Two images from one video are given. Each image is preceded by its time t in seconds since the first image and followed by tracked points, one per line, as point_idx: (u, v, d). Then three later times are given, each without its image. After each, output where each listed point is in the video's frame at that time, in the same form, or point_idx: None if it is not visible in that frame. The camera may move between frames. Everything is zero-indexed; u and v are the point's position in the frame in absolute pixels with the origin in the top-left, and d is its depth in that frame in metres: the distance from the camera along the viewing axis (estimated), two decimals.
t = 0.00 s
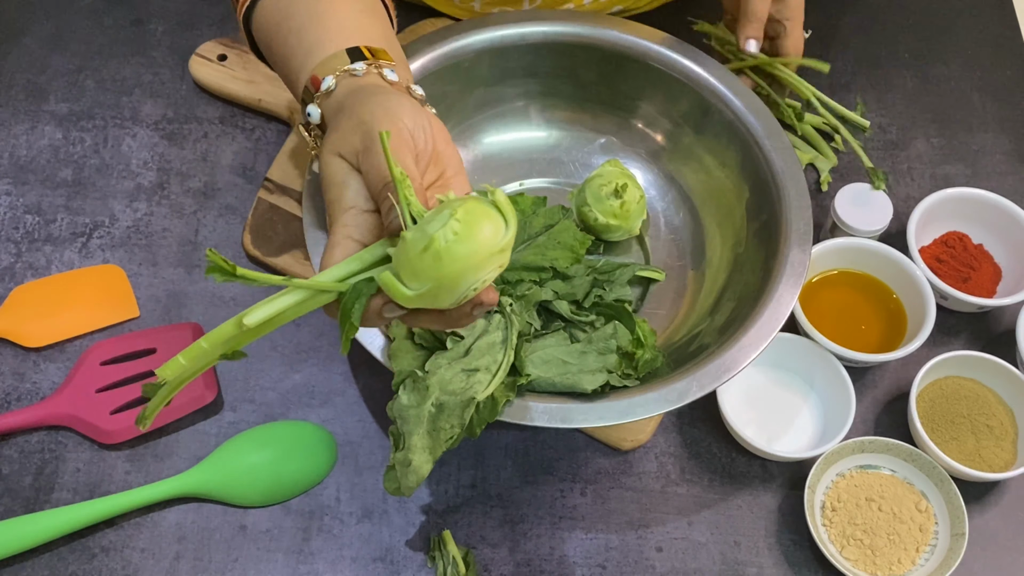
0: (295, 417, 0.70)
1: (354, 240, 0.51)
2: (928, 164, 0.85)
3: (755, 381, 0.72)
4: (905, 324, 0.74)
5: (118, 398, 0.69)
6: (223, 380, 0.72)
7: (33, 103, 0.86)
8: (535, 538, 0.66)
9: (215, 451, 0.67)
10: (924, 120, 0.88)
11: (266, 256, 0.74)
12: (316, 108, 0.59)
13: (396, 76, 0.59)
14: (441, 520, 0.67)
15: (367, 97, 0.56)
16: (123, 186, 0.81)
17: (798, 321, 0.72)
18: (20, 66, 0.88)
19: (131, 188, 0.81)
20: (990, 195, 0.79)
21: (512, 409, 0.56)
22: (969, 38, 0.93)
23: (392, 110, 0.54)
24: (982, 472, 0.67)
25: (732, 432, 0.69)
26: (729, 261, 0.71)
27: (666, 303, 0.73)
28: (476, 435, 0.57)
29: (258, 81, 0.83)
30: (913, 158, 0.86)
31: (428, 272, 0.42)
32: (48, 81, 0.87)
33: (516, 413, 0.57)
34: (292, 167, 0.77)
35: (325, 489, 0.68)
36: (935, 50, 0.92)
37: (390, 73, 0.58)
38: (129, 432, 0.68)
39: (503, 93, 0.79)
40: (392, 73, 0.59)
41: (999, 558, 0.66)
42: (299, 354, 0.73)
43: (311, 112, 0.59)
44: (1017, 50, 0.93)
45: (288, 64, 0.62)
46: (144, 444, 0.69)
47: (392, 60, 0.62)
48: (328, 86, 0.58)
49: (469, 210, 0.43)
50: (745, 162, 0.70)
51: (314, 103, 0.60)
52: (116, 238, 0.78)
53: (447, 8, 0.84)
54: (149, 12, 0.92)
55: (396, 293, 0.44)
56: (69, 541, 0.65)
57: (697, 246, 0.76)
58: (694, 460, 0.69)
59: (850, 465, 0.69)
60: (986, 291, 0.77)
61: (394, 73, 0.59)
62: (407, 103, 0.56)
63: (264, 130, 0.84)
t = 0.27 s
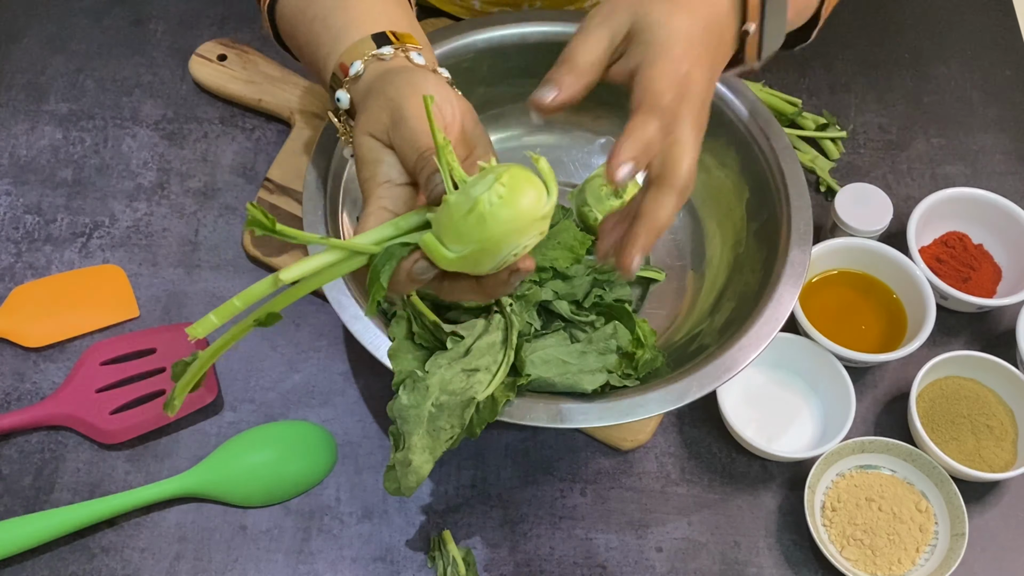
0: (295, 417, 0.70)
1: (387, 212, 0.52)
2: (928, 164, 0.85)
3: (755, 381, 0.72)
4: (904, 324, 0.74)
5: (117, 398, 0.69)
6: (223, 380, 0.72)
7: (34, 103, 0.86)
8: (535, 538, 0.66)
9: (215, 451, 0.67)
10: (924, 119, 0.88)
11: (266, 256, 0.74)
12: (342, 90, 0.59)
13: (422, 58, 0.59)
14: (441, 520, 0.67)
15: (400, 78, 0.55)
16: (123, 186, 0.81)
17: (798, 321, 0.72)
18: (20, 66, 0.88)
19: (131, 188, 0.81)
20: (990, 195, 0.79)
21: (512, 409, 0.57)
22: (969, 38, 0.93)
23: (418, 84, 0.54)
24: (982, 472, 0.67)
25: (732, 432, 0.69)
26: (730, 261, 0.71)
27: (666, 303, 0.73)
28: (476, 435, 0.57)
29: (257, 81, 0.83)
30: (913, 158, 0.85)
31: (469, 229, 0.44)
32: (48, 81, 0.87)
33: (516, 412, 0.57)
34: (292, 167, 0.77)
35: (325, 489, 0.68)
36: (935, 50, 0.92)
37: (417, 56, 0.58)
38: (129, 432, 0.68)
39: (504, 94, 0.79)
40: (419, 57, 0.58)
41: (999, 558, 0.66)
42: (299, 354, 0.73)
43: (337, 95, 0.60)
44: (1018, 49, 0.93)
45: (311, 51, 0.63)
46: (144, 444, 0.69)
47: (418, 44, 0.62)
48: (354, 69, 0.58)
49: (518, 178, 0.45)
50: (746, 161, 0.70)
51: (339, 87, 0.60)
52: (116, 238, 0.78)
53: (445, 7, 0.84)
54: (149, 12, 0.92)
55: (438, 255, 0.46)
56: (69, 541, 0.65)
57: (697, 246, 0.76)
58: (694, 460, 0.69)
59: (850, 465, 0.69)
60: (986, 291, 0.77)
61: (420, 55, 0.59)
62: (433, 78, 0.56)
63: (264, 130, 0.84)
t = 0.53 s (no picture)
0: (295, 417, 0.70)
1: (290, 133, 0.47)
2: (928, 164, 0.85)
3: (757, 381, 0.72)
4: (905, 324, 0.74)
5: (118, 398, 0.69)
6: (223, 380, 0.72)
7: (33, 103, 0.85)
8: (535, 538, 0.66)
9: (215, 451, 0.67)
10: (925, 119, 0.88)
11: (266, 256, 0.75)
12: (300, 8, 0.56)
13: None
14: (441, 520, 0.67)
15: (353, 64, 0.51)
16: (123, 186, 0.81)
17: (798, 321, 0.72)
18: (20, 66, 0.88)
19: (131, 188, 0.81)
20: (990, 195, 0.79)
21: (512, 410, 0.56)
22: (969, 37, 0.93)
23: None
24: (983, 472, 0.67)
25: (732, 432, 0.69)
26: (730, 260, 0.71)
27: (666, 304, 0.73)
28: (476, 435, 0.57)
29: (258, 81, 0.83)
30: (913, 158, 0.85)
31: (479, 336, 0.46)
32: (47, 81, 0.87)
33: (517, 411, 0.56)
34: (292, 168, 0.77)
35: (325, 489, 0.68)
36: (935, 49, 0.92)
37: None
38: (129, 432, 0.68)
39: (504, 93, 0.79)
40: None
41: (1000, 558, 0.66)
42: (298, 354, 0.73)
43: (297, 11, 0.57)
44: (1018, 49, 0.93)
45: None
46: (144, 444, 0.69)
47: None
48: (301, 38, 0.52)
49: (541, 297, 0.47)
50: (746, 161, 0.70)
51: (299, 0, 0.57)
52: (116, 238, 0.78)
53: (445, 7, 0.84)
54: (149, 12, 0.92)
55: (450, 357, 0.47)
56: (69, 541, 0.65)
57: (697, 246, 0.76)
58: (694, 460, 0.69)
59: (850, 465, 0.69)
60: (986, 291, 0.77)
61: None
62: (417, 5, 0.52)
63: (264, 130, 0.84)
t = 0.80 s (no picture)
0: (295, 417, 0.70)
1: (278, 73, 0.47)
2: (928, 164, 0.85)
3: (756, 381, 0.72)
4: (905, 324, 0.74)
5: (117, 398, 0.69)
6: (223, 379, 0.72)
7: (33, 103, 0.85)
8: (535, 538, 0.66)
9: (215, 451, 0.67)
10: (925, 119, 0.88)
11: (266, 256, 0.74)
12: None
13: None
14: (441, 521, 0.67)
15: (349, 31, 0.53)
16: (123, 186, 0.81)
17: (798, 321, 0.72)
18: (20, 66, 0.88)
19: (131, 188, 0.81)
20: (990, 195, 0.79)
21: (507, 405, 0.56)
22: (969, 37, 0.93)
23: None
24: (983, 472, 0.67)
25: (731, 431, 0.69)
26: (732, 260, 0.71)
27: (666, 306, 0.73)
28: (471, 431, 0.56)
29: (258, 81, 0.83)
30: (913, 158, 0.85)
31: (421, 324, 0.45)
32: (47, 81, 0.87)
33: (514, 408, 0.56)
34: (292, 167, 0.77)
35: (325, 489, 0.68)
36: (935, 49, 0.92)
37: None
38: (128, 432, 0.68)
39: (505, 93, 0.79)
40: None
41: (999, 558, 0.66)
42: (298, 354, 0.73)
43: None
44: (1018, 49, 0.92)
45: None
46: (143, 444, 0.69)
47: None
48: None
49: (494, 292, 0.47)
50: (747, 162, 0.70)
51: None
52: (115, 238, 0.78)
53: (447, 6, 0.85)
54: (149, 12, 0.92)
55: (396, 341, 0.47)
56: (68, 541, 0.65)
57: (698, 248, 0.76)
58: (694, 460, 0.69)
59: (850, 465, 0.69)
60: (987, 291, 0.77)
61: None
62: None
63: (264, 130, 0.84)
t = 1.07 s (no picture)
0: (295, 417, 0.70)
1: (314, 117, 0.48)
2: (928, 164, 0.85)
3: (757, 381, 0.72)
4: (905, 323, 0.74)
5: (117, 398, 0.69)
6: (223, 379, 0.72)
7: (33, 103, 0.85)
8: (535, 538, 0.66)
9: (215, 451, 0.67)
10: (924, 119, 0.88)
11: (266, 255, 0.75)
12: None
13: None
14: (441, 520, 0.67)
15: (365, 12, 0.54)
16: (123, 186, 0.81)
17: (798, 322, 0.71)
18: (20, 66, 0.88)
19: (131, 188, 0.81)
20: (989, 195, 0.79)
21: (496, 416, 0.57)
22: (969, 37, 0.93)
23: None
24: (983, 472, 0.67)
25: (731, 431, 0.69)
26: (730, 260, 0.71)
27: (665, 306, 0.74)
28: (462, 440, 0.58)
29: (257, 80, 0.83)
30: (912, 158, 0.85)
31: (423, 314, 0.48)
32: (47, 81, 0.87)
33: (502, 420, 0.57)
34: (292, 167, 0.77)
35: (325, 489, 0.68)
36: (935, 49, 0.92)
37: None
38: (128, 432, 0.68)
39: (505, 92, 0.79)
40: None
41: (999, 558, 0.66)
42: (298, 354, 0.73)
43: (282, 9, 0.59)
44: (1018, 49, 0.93)
45: None
46: (144, 444, 0.69)
47: None
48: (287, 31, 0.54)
49: (496, 285, 0.49)
50: (745, 163, 0.70)
51: None
52: (116, 238, 0.78)
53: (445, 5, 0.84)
54: (149, 12, 0.92)
55: (400, 331, 0.49)
56: (68, 541, 0.65)
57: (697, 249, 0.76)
58: (694, 460, 0.69)
59: (850, 465, 0.69)
60: (986, 291, 0.77)
61: None
62: None
63: (264, 130, 0.84)
